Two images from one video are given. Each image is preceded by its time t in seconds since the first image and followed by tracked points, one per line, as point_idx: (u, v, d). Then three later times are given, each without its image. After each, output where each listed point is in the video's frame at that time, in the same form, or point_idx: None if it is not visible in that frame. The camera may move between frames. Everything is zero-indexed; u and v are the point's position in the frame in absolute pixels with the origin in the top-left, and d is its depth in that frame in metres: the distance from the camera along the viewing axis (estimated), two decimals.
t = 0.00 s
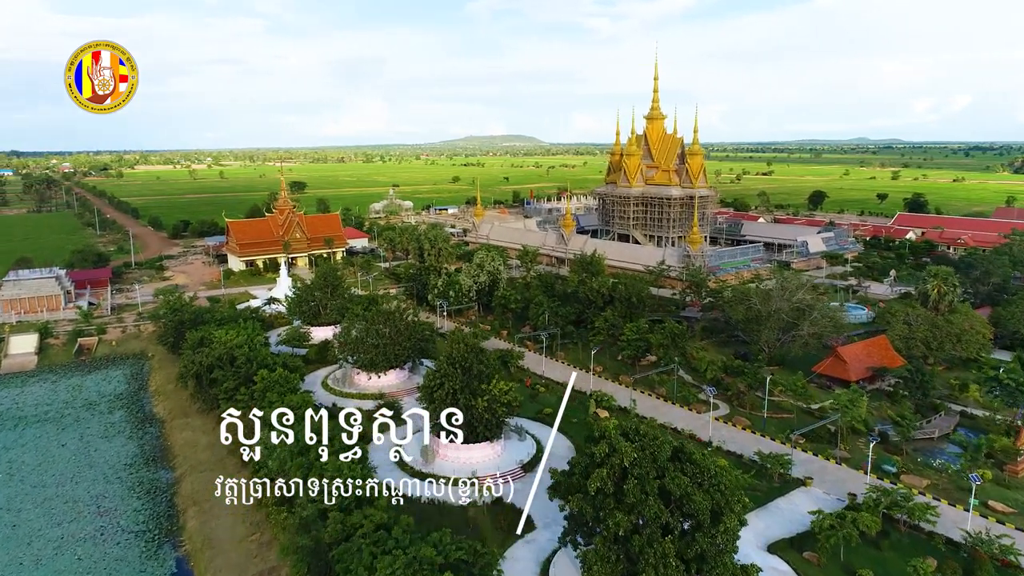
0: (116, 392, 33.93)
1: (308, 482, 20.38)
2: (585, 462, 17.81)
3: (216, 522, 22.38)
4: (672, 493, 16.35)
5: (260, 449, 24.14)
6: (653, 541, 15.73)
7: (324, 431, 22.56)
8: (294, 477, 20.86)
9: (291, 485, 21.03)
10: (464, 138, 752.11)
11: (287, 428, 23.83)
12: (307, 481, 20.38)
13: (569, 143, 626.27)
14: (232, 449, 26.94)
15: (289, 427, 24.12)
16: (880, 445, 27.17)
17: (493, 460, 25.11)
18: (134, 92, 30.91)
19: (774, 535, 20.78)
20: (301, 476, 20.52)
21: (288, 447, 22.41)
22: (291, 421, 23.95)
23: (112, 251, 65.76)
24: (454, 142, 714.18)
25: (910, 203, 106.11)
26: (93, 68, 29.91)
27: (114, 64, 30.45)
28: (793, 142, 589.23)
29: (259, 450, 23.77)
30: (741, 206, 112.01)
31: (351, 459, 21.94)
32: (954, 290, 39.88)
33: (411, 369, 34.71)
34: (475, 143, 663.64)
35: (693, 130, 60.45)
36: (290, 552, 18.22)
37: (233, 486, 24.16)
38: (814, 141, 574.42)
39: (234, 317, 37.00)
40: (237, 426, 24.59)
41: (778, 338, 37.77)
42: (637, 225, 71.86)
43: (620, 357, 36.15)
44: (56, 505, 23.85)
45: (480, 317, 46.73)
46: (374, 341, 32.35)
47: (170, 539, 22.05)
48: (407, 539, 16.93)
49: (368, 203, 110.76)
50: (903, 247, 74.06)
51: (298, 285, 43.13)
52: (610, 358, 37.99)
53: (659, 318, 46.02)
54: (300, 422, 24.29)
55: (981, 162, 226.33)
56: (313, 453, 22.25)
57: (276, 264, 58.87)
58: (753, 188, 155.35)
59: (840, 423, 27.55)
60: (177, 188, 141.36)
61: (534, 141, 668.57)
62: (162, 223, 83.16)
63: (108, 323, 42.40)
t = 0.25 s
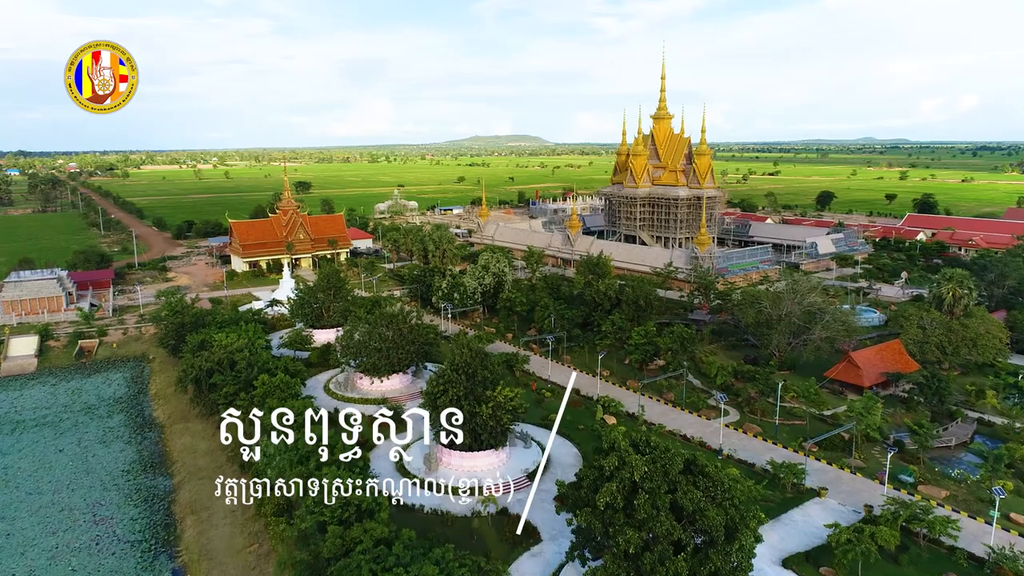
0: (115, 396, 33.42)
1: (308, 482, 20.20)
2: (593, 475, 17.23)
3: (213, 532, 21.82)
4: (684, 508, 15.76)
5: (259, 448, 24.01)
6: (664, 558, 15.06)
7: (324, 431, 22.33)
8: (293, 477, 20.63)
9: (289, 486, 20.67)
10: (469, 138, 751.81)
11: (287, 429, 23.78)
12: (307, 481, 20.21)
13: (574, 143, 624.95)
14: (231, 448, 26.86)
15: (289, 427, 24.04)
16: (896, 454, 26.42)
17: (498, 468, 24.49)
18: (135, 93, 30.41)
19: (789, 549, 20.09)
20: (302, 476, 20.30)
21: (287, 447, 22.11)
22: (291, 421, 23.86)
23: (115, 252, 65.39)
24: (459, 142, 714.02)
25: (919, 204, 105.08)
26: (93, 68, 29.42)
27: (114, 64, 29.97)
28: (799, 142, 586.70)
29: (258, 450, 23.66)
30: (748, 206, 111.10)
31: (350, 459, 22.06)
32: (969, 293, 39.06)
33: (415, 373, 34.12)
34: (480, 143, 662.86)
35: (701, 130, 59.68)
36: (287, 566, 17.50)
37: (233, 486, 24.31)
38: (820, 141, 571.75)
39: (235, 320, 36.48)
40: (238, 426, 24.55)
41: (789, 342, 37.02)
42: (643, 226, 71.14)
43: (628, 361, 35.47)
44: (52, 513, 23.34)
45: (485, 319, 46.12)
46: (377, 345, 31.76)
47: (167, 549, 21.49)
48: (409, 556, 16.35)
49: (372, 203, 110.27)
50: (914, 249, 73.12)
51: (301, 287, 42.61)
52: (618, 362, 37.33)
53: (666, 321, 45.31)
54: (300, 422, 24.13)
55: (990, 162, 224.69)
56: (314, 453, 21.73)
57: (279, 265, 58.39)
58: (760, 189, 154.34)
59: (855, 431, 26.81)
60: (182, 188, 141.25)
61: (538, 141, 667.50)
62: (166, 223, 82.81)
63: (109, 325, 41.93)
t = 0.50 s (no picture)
0: (116, 399, 33.03)
1: (308, 481, 20.48)
2: (601, 486, 16.71)
3: (212, 540, 21.37)
4: (695, 521, 15.25)
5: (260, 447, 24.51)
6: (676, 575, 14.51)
7: (324, 431, 22.97)
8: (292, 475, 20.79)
9: (288, 485, 20.54)
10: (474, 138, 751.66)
11: (287, 429, 24.07)
12: (307, 481, 20.48)
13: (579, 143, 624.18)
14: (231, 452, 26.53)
15: (289, 427, 24.44)
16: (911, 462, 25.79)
17: (503, 476, 23.96)
18: (135, 93, 30.04)
19: (802, 562, 19.49)
20: (302, 476, 20.50)
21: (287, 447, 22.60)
22: (291, 421, 24.21)
23: (119, 253, 65.12)
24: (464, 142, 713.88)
25: (928, 205, 104.10)
26: (92, 68, 29.05)
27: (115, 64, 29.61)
28: (805, 142, 584.34)
29: (258, 450, 23.65)
30: (755, 207, 110.27)
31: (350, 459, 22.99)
32: (982, 296, 38.34)
33: (419, 377, 33.61)
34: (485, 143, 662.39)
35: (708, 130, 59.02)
36: None
37: (233, 486, 24.22)
38: (826, 141, 569.25)
39: (237, 322, 36.07)
40: (238, 427, 24.57)
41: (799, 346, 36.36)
42: (649, 227, 70.52)
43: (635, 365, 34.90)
44: (48, 520, 22.93)
45: (490, 321, 45.61)
46: (380, 347, 31.29)
47: (165, 558, 21.04)
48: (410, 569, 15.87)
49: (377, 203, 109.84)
50: (923, 250, 72.27)
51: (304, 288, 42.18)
52: (624, 365, 36.79)
53: (673, 324, 44.72)
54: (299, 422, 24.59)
55: (998, 162, 223.06)
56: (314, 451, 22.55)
57: (283, 266, 58.02)
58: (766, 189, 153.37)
59: (868, 438, 26.19)
60: (187, 188, 141.21)
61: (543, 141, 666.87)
62: (170, 224, 82.52)
63: (111, 327, 41.58)
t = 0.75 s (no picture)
0: (116, 402, 32.64)
1: (308, 481, 20.13)
2: (609, 499, 16.16)
3: (211, 548, 20.93)
4: (707, 536, 14.69)
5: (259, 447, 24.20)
6: None
7: (324, 432, 23.12)
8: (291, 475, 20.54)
9: (288, 485, 20.21)
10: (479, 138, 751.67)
11: (287, 428, 23.93)
12: (307, 481, 20.11)
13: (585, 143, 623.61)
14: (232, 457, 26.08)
15: (289, 427, 24.29)
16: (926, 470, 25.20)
17: (509, 483, 23.46)
18: (135, 93, 29.66)
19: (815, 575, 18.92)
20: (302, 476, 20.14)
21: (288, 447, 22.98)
22: (291, 421, 24.07)
23: (123, 253, 64.94)
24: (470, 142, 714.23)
25: (937, 206, 103.03)
26: (92, 67, 28.67)
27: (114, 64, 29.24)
28: (812, 142, 581.99)
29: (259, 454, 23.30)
30: (762, 207, 109.45)
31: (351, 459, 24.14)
32: (997, 299, 37.57)
33: (422, 381, 33.08)
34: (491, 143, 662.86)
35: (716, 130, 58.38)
36: None
37: (233, 486, 24.14)
38: (833, 141, 567.40)
39: (239, 324, 35.66)
40: (238, 426, 24.16)
41: (809, 350, 35.72)
42: (656, 228, 69.93)
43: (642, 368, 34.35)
44: (45, 527, 22.53)
45: (495, 323, 45.12)
46: (383, 350, 30.84)
47: (162, 566, 20.59)
48: None
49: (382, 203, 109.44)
50: (934, 251, 71.37)
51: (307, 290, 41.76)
52: (631, 368, 36.26)
53: (681, 326, 44.14)
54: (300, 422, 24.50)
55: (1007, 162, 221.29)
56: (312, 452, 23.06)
57: (287, 267, 57.65)
58: (773, 190, 152.48)
59: (882, 445, 25.55)
60: (192, 188, 141.21)
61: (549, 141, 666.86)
62: (175, 224, 82.28)
63: (113, 328, 41.25)
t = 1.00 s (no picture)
0: (117, 405, 32.21)
1: (308, 482, 19.94)
2: (619, 513, 15.61)
3: (210, 558, 20.45)
4: (722, 553, 14.12)
5: (260, 447, 23.88)
6: None
7: (324, 432, 23.21)
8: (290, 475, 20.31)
9: (288, 484, 19.87)
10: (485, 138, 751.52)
11: (287, 428, 23.79)
12: (307, 481, 19.94)
13: (591, 144, 622.60)
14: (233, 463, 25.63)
15: (289, 427, 24.21)
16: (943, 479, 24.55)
17: (515, 492, 22.89)
18: (136, 93, 29.29)
19: None
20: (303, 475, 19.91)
21: (287, 448, 22.80)
22: (291, 421, 24.08)
23: (126, 253, 64.70)
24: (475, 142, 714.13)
25: (947, 207, 102.00)
26: (92, 67, 28.29)
27: (114, 64, 28.88)
28: (819, 142, 579.32)
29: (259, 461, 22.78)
30: (769, 207, 108.58)
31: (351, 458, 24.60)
32: (1012, 303, 36.81)
33: (427, 385, 32.54)
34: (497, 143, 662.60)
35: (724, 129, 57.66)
36: None
37: (233, 486, 24.05)
38: (840, 141, 564.72)
39: (241, 326, 35.22)
40: (238, 425, 23.90)
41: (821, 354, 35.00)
42: (663, 229, 69.28)
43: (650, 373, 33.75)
44: (41, 535, 22.08)
45: (500, 325, 44.59)
46: (387, 354, 30.33)
47: None
48: None
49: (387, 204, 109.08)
50: (945, 253, 70.48)
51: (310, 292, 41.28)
52: (639, 372, 35.67)
53: (689, 329, 43.48)
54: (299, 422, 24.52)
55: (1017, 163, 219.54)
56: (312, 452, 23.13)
57: (291, 268, 57.25)
58: (780, 190, 151.46)
59: (898, 454, 24.87)
60: (197, 188, 141.15)
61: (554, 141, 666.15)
62: (179, 224, 82.06)
63: (115, 330, 40.87)
